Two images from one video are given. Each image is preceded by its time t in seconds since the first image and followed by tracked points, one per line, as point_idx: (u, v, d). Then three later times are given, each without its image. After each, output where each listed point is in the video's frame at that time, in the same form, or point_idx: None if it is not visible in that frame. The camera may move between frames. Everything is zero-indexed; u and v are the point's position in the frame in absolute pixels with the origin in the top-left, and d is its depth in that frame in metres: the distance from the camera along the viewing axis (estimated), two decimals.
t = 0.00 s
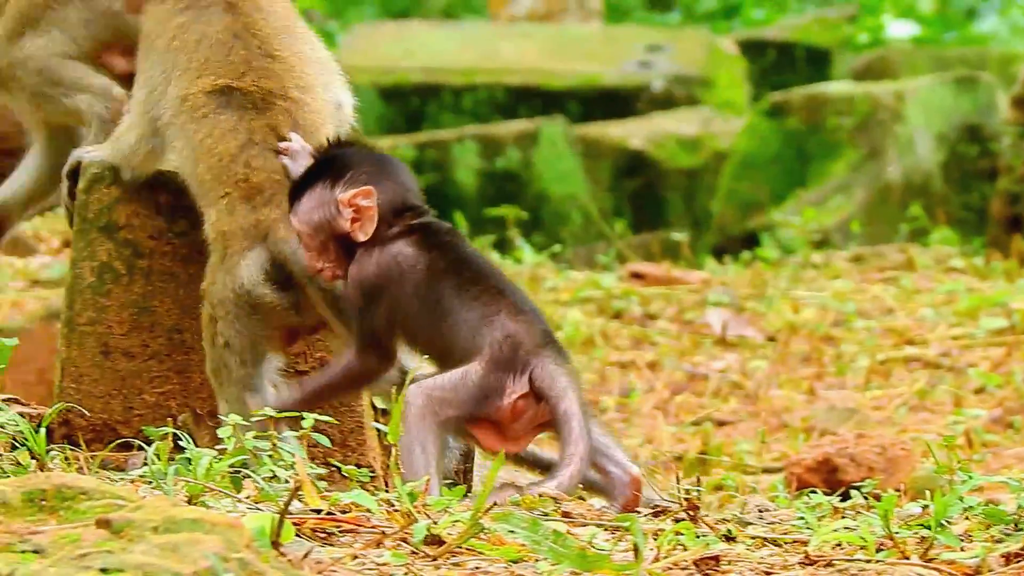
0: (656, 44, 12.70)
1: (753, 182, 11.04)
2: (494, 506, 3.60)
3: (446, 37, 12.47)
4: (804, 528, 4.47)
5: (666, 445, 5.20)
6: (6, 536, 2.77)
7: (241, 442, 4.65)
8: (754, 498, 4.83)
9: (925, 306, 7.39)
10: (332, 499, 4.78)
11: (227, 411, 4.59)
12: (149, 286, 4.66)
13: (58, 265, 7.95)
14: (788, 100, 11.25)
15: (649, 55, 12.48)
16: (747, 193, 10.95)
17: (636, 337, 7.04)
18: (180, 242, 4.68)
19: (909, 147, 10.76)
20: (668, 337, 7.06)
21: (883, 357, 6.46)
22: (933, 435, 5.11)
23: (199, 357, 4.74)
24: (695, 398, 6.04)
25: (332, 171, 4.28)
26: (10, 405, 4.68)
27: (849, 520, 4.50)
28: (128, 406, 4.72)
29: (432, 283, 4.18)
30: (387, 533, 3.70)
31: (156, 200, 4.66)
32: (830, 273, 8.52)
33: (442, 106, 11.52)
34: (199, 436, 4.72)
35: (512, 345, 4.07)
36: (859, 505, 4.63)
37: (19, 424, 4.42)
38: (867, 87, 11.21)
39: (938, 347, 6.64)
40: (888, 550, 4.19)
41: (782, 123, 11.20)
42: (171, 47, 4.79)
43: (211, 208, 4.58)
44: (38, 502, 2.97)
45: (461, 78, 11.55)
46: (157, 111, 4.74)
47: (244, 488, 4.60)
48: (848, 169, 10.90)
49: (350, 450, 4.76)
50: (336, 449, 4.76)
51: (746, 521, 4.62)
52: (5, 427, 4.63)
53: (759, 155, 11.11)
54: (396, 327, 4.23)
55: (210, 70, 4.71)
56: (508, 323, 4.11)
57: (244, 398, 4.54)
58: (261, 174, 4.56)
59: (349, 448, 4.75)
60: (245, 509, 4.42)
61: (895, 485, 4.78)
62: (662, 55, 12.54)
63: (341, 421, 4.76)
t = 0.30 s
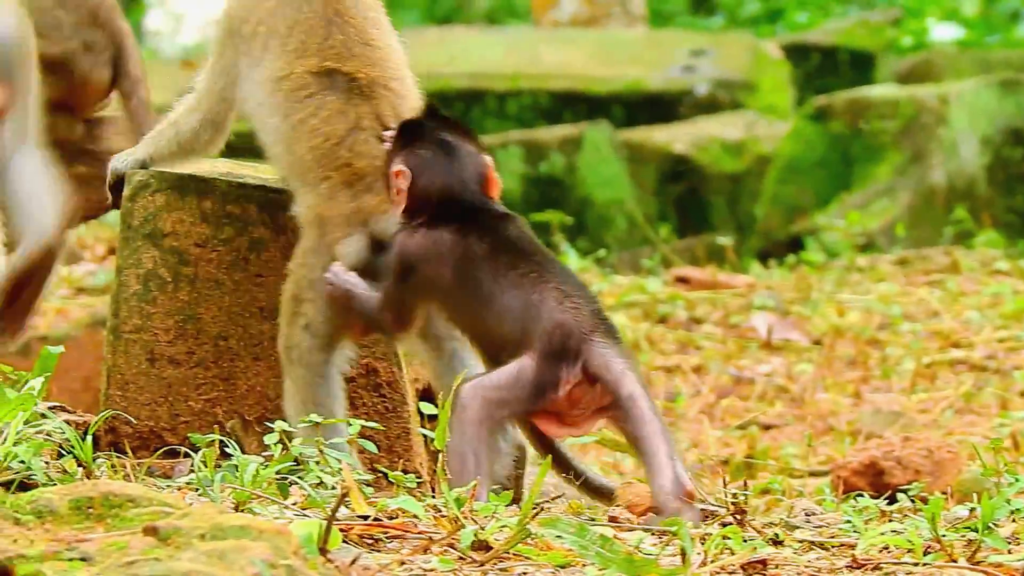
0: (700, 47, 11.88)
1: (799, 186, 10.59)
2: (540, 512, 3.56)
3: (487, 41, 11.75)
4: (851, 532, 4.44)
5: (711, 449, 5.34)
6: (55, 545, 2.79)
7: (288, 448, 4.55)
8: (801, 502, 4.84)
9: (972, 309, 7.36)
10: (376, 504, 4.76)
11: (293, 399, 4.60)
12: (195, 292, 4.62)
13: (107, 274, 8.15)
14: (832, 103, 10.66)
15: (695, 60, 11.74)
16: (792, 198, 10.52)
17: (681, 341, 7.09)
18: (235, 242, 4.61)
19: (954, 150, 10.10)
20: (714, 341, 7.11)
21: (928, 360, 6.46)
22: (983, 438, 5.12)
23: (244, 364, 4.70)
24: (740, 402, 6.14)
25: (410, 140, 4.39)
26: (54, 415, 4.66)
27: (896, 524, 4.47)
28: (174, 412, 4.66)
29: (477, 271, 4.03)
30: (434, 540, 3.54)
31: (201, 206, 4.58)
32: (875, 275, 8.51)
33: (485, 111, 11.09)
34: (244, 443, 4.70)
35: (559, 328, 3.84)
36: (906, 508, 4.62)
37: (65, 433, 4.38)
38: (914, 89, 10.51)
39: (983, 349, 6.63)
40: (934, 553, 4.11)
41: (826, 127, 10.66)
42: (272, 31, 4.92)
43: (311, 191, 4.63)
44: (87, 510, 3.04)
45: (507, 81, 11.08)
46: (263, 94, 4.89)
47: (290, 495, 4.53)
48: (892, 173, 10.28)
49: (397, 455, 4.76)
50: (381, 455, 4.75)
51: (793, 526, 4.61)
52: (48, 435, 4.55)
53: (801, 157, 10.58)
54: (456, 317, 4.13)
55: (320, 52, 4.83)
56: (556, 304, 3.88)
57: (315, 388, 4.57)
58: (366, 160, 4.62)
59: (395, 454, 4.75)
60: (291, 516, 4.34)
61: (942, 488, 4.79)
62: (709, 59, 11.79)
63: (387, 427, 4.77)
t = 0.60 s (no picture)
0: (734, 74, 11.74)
1: (832, 213, 10.27)
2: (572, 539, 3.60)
3: (520, 73, 11.92)
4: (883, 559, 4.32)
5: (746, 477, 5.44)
6: None
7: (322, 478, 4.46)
8: (834, 531, 4.77)
9: (1006, 336, 7.38)
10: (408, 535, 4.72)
11: (331, 434, 4.49)
12: (228, 322, 4.63)
13: (140, 305, 8.27)
14: (867, 130, 10.37)
15: (727, 87, 11.55)
16: (825, 226, 10.19)
17: (715, 368, 7.22)
18: (269, 270, 4.62)
19: (988, 177, 9.85)
20: (747, 369, 7.21)
21: (962, 387, 6.50)
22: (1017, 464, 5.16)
23: (276, 394, 4.70)
24: (774, 429, 6.31)
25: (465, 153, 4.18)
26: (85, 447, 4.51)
27: (930, 552, 4.38)
28: (207, 442, 4.69)
29: (521, 291, 4.00)
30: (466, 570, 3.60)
31: (233, 237, 4.60)
32: (908, 303, 8.50)
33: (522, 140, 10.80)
34: (276, 474, 4.71)
35: (593, 364, 3.86)
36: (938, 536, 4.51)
37: (97, 463, 4.20)
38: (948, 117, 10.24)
39: (1017, 374, 6.69)
40: None
41: (860, 154, 10.36)
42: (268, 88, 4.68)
43: (341, 235, 4.47)
44: (119, 540, 3.04)
45: (541, 111, 10.88)
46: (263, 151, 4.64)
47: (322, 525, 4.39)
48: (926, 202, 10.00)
49: (430, 485, 4.77)
50: (414, 484, 4.78)
51: (825, 553, 4.50)
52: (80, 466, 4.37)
53: (834, 183, 10.29)
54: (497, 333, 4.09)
55: (319, 102, 4.60)
56: (593, 339, 3.88)
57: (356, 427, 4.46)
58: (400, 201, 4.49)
59: (428, 483, 4.77)
60: (323, 547, 4.14)
61: (974, 516, 4.78)
62: (741, 88, 11.56)
63: (419, 457, 4.79)
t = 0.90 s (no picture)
0: (737, 81, 11.66)
1: (835, 218, 10.30)
2: (573, 548, 3.62)
3: (524, 81, 11.76)
4: (883, 564, 4.13)
5: (748, 484, 5.50)
6: None
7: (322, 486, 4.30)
8: (834, 538, 4.73)
9: (1007, 342, 7.49)
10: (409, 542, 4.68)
11: (320, 446, 4.46)
12: (228, 331, 4.60)
13: (143, 313, 8.26)
14: (870, 137, 10.43)
15: (730, 95, 11.46)
16: (828, 232, 10.24)
17: (717, 375, 7.29)
18: (268, 279, 4.59)
19: (990, 183, 10.02)
20: (749, 375, 7.31)
21: (964, 394, 6.68)
22: (1018, 471, 5.42)
23: (276, 402, 4.67)
24: (776, 436, 6.40)
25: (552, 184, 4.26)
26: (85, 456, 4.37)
27: (928, 558, 4.16)
28: (207, 451, 4.68)
29: (541, 345, 4.19)
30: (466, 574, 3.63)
31: (232, 245, 4.58)
32: (911, 309, 8.55)
33: (524, 147, 10.92)
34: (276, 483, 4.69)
35: (578, 435, 4.12)
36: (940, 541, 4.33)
37: (97, 471, 4.06)
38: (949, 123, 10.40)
39: (1019, 382, 6.84)
40: None
41: (863, 160, 10.42)
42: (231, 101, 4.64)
43: (306, 243, 4.44)
44: (118, 549, 3.08)
45: (542, 117, 10.86)
46: (221, 157, 4.57)
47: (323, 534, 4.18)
48: (929, 207, 10.20)
49: (431, 493, 4.76)
50: (415, 492, 4.75)
51: (826, 558, 4.30)
52: (80, 475, 4.22)
53: (836, 191, 10.34)
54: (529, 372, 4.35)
55: (276, 110, 4.57)
56: (583, 419, 4.10)
57: (340, 436, 4.44)
58: (367, 205, 4.46)
59: (428, 491, 4.75)
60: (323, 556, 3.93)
61: (975, 522, 4.83)
62: (745, 94, 11.51)
63: (420, 465, 4.77)
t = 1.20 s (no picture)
0: (736, 89, 11.66)
1: (835, 225, 10.35)
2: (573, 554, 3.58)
3: (524, 88, 11.79)
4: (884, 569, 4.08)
5: (750, 490, 5.50)
6: None
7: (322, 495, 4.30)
8: (835, 544, 4.73)
9: (1008, 348, 7.50)
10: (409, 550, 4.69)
11: (305, 455, 4.45)
12: (228, 340, 4.60)
13: (144, 322, 8.26)
14: (869, 143, 10.49)
15: (730, 102, 11.48)
16: (827, 239, 10.27)
17: (718, 382, 7.30)
18: (265, 288, 4.58)
19: (989, 189, 10.03)
20: (750, 382, 7.32)
21: (965, 400, 6.68)
22: (1019, 476, 5.41)
23: (276, 410, 4.67)
24: (777, 443, 6.39)
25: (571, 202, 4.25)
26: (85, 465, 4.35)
27: (930, 564, 4.14)
28: (207, 460, 4.68)
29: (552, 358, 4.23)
30: None
31: (232, 253, 4.57)
32: (911, 315, 8.54)
33: (523, 155, 10.92)
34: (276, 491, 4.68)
35: (578, 449, 4.16)
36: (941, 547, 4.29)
37: (98, 481, 4.05)
38: (949, 129, 10.41)
39: (1019, 387, 6.84)
40: None
41: (861, 167, 10.48)
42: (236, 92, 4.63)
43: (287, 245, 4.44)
44: (118, 557, 3.07)
45: (543, 126, 10.91)
46: (217, 145, 4.57)
47: (323, 542, 4.14)
48: (928, 212, 10.19)
49: (431, 500, 4.77)
50: (415, 499, 4.76)
51: (826, 565, 4.25)
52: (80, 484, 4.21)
53: (835, 197, 10.39)
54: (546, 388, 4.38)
55: (276, 104, 4.54)
56: (583, 433, 4.14)
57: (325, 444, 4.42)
58: (354, 215, 4.45)
59: (429, 499, 4.77)
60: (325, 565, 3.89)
61: (977, 528, 4.81)
62: (745, 102, 11.50)
63: (420, 473, 4.77)
